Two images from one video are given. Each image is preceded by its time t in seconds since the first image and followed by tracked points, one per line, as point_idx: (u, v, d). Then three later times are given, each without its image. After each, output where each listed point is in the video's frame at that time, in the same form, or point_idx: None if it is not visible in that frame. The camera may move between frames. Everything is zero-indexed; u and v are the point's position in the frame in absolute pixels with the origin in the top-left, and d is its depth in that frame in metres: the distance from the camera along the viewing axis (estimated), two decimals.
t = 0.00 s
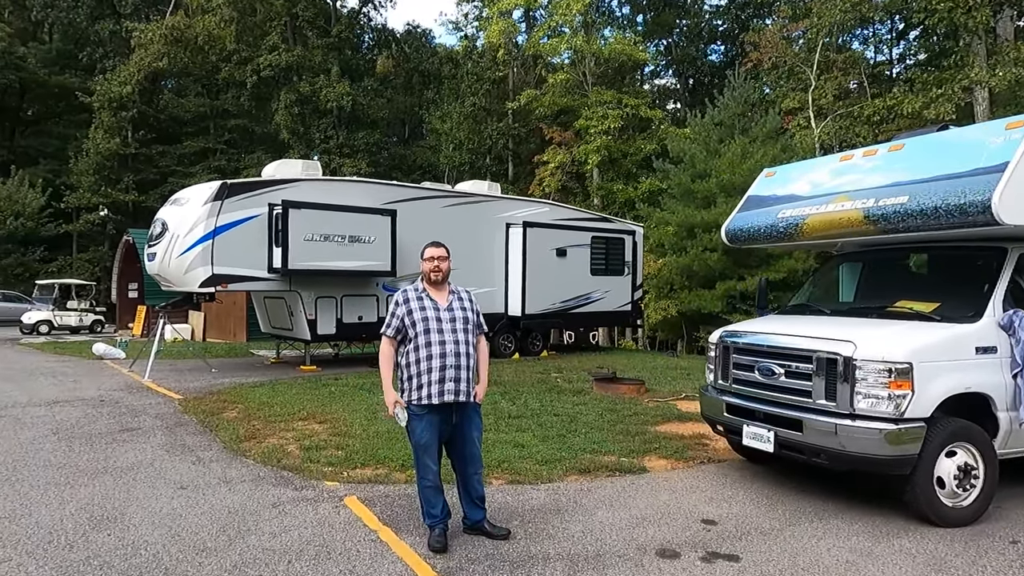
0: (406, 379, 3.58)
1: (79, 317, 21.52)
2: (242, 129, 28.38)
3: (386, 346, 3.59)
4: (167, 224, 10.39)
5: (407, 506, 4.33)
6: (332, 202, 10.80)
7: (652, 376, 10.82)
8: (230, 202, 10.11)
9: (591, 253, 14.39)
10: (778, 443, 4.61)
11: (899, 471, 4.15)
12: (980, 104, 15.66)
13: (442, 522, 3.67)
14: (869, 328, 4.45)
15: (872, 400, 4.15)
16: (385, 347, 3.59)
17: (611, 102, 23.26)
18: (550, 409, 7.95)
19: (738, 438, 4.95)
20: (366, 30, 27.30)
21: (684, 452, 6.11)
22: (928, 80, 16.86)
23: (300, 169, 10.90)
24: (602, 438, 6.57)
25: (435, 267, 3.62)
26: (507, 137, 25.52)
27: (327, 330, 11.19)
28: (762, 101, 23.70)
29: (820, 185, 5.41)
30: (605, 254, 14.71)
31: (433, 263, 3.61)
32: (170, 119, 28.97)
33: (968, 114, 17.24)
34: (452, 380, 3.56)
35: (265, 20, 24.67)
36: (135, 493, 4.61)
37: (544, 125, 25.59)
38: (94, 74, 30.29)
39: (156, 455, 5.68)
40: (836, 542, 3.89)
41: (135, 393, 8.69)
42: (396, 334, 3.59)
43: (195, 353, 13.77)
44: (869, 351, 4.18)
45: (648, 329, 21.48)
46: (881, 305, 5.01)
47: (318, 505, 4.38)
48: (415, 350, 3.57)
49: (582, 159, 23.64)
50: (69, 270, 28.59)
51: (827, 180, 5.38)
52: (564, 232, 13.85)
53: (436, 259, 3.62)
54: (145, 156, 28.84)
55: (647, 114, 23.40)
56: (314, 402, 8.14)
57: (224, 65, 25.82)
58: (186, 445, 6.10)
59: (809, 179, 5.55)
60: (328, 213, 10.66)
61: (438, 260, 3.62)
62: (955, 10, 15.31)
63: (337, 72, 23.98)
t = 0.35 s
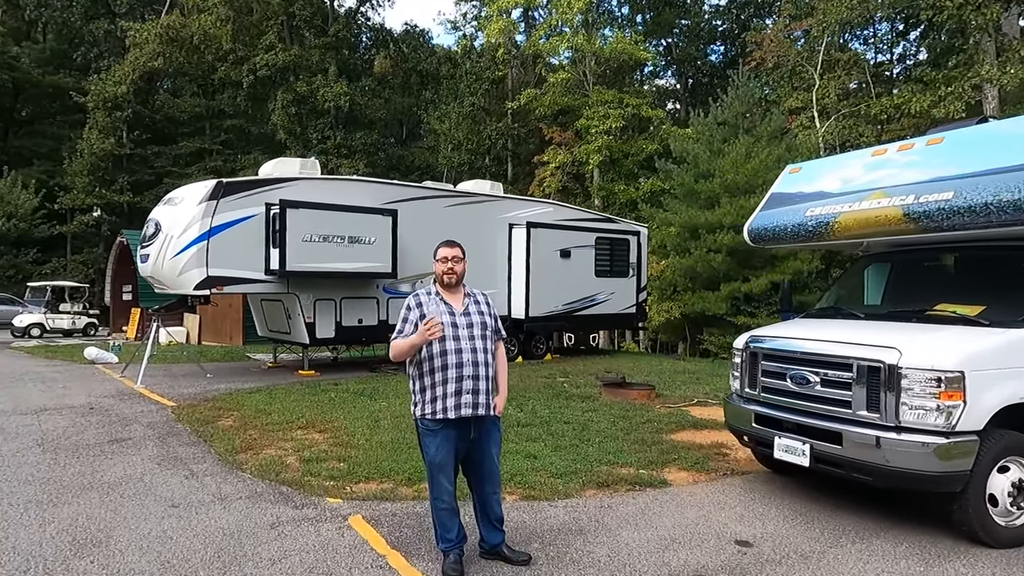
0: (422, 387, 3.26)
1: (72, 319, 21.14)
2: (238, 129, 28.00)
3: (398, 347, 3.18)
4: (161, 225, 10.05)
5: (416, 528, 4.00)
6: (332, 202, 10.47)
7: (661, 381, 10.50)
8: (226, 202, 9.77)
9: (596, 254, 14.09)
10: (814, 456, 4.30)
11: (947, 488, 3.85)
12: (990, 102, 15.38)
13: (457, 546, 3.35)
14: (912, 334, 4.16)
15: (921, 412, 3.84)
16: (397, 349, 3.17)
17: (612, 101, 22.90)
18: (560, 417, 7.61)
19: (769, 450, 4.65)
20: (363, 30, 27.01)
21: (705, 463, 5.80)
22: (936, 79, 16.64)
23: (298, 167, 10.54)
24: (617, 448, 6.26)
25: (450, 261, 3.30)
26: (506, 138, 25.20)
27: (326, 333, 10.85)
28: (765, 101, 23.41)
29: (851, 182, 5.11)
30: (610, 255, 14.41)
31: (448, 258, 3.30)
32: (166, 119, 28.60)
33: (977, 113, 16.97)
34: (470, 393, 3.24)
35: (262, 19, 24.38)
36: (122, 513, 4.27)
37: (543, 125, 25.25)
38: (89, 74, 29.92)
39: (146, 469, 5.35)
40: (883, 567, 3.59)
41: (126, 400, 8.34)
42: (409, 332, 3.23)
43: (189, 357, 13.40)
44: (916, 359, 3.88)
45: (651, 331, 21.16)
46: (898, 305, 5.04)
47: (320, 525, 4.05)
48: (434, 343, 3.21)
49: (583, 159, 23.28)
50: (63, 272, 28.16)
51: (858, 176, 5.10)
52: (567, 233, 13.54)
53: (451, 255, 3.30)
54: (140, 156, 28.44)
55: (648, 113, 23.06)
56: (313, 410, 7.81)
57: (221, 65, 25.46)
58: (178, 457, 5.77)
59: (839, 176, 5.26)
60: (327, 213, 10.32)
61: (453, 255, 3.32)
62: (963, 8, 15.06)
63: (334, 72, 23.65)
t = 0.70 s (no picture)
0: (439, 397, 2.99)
1: (62, 323, 20.73)
2: (232, 130, 27.59)
3: (410, 348, 2.89)
4: (152, 225, 9.71)
5: (427, 553, 3.70)
6: (330, 202, 10.18)
7: (668, 387, 10.23)
8: (219, 201, 9.44)
9: (598, 256, 13.82)
10: (852, 472, 4.04)
11: (1001, 507, 3.60)
12: (995, 102, 15.18)
13: None
14: (957, 342, 3.91)
15: (971, 426, 3.60)
16: (409, 350, 2.88)
17: (610, 101, 22.59)
18: (568, 425, 7.32)
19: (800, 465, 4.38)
20: (358, 30, 26.66)
21: (725, 475, 5.53)
22: (940, 79, 16.48)
23: (294, 167, 10.24)
24: (631, 459, 5.97)
25: (467, 259, 3.02)
26: (503, 138, 24.87)
27: (323, 337, 10.53)
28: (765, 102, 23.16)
29: (881, 180, 4.86)
30: (612, 257, 14.14)
31: (465, 256, 3.02)
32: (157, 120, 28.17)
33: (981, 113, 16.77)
34: (491, 407, 2.97)
35: (256, 18, 24.08)
36: (108, 536, 3.95)
37: (540, 125, 24.92)
38: (80, 74, 29.47)
39: (135, 484, 5.03)
40: None
41: (116, 408, 8.01)
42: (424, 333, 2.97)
43: (182, 361, 13.05)
44: (966, 370, 3.64)
45: (651, 335, 20.89)
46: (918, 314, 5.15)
47: (322, 549, 3.76)
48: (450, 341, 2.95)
49: (581, 160, 22.95)
50: (53, 274, 27.68)
51: (890, 173, 4.83)
52: (570, 234, 13.27)
53: (470, 253, 3.02)
54: (132, 157, 27.99)
55: (647, 114, 22.74)
56: (310, 418, 7.50)
57: (214, 64, 25.05)
58: (169, 471, 5.45)
59: (867, 173, 5.00)
60: (325, 214, 10.02)
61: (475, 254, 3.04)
62: (968, 7, 14.86)
63: (329, 72, 23.33)
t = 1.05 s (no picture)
0: (446, 411, 2.70)
1: (42, 325, 20.16)
2: (218, 129, 27.06)
3: (417, 354, 2.63)
4: (133, 224, 9.34)
5: None
6: (319, 200, 9.84)
7: (667, 390, 9.97)
8: (204, 199, 9.08)
9: (593, 256, 13.56)
10: (882, 484, 3.78)
11: None
12: (991, 102, 15.06)
13: None
14: (994, 346, 3.67)
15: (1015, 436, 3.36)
16: (414, 356, 2.63)
17: (603, 101, 22.30)
18: (569, 432, 7.02)
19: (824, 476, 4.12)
20: (347, 28, 26.28)
21: (738, 485, 5.26)
22: (936, 78, 16.38)
23: (282, 163, 9.90)
24: (638, 468, 5.68)
25: (478, 256, 2.77)
26: (494, 138, 24.45)
27: (312, 340, 10.18)
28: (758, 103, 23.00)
29: (906, 174, 4.63)
30: (607, 257, 13.89)
31: (475, 252, 2.78)
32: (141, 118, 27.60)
33: (976, 113, 16.66)
34: (503, 422, 2.70)
35: (243, 16, 23.64)
36: (76, 562, 3.61)
37: (532, 125, 24.59)
38: (62, 72, 28.83)
39: (110, 500, 4.68)
40: None
41: (93, 415, 7.63)
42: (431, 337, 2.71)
43: (165, 365, 12.63)
44: (1009, 376, 3.40)
45: (644, 337, 20.62)
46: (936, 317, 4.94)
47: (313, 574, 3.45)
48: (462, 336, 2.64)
49: (572, 160, 22.60)
50: (34, 276, 27.02)
51: (913, 167, 4.61)
52: (564, 234, 13.00)
53: (480, 250, 2.78)
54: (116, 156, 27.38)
55: (640, 113, 22.45)
56: (299, 425, 7.16)
57: (199, 62, 24.52)
58: (147, 483, 5.09)
59: (890, 167, 4.77)
60: (315, 212, 9.69)
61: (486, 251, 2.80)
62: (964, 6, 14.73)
63: (318, 70, 22.95)
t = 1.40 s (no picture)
0: (450, 440, 2.42)
1: (17, 328, 19.56)
2: (201, 127, 26.48)
3: (417, 381, 2.39)
4: (109, 224, 8.94)
5: None
6: (305, 200, 9.49)
7: (665, 395, 9.71)
8: (184, 198, 8.69)
9: (586, 258, 13.29)
10: (914, 505, 3.53)
11: None
12: (983, 102, 14.94)
13: None
14: None
15: None
16: (414, 384, 2.39)
17: (593, 100, 21.98)
18: (567, 442, 6.72)
19: (850, 494, 3.87)
20: (333, 26, 25.82)
21: (749, 500, 5.00)
22: (928, 77, 16.25)
23: (265, 161, 9.54)
24: (643, 481, 5.41)
25: (482, 263, 2.54)
26: (482, 137, 24.01)
27: (297, 345, 9.83)
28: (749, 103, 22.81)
29: (928, 173, 4.40)
30: (600, 258, 13.63)
31: (478, 259, 2.55)
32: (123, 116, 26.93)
33: (968, 114, 16.56)
34: (515, 449, 2.44)
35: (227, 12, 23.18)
36: None
37: (521, 125, 24.23)
38: (40, 69, 28.13)
39: (77, 524, 4.32)
40: None
41: (65, 426, 7.24)
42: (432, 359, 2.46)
43: (145, 370, 12.20)
44: None
45: (635, 339, 20.37)
46: (950, 319, 4.70)
47: None
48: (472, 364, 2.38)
49: (562, 160, 22.25)
50: (11, 277, 26.31)
51: (936, 165, 4.38)
52: (557, 234, 12.71)
53: (484, 256, 2.55)
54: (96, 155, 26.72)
55: (630, 113, 22.14)
56: (283, 436, 6.80)
57: (182, 59, 23.95)
58: (119, 504, 4.75)
59: (911, 166, 4.54)
60: (301, 212, 9.33)
61: (491, 258, 2.56)
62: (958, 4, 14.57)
63: (303, 68, 22.51)
